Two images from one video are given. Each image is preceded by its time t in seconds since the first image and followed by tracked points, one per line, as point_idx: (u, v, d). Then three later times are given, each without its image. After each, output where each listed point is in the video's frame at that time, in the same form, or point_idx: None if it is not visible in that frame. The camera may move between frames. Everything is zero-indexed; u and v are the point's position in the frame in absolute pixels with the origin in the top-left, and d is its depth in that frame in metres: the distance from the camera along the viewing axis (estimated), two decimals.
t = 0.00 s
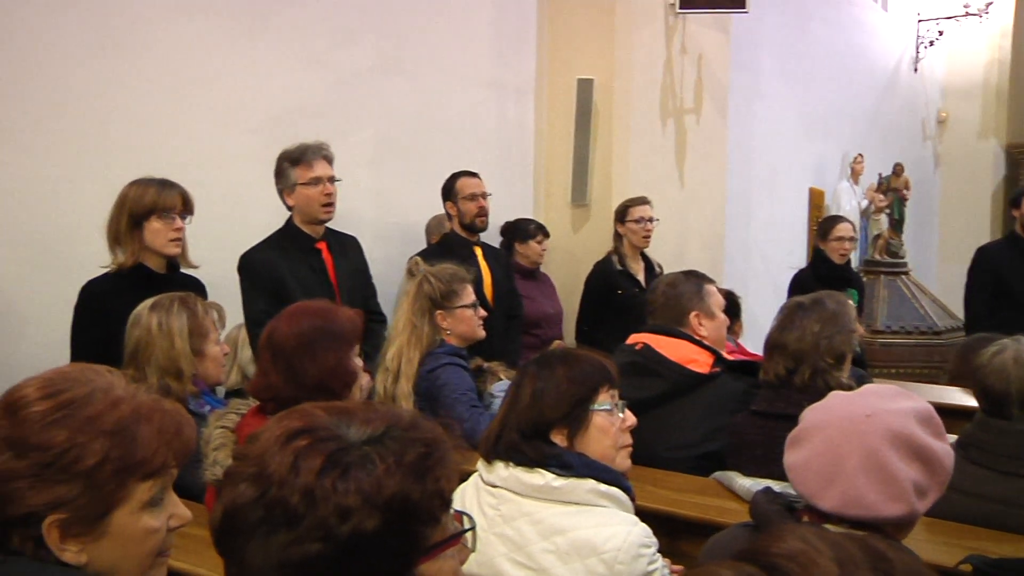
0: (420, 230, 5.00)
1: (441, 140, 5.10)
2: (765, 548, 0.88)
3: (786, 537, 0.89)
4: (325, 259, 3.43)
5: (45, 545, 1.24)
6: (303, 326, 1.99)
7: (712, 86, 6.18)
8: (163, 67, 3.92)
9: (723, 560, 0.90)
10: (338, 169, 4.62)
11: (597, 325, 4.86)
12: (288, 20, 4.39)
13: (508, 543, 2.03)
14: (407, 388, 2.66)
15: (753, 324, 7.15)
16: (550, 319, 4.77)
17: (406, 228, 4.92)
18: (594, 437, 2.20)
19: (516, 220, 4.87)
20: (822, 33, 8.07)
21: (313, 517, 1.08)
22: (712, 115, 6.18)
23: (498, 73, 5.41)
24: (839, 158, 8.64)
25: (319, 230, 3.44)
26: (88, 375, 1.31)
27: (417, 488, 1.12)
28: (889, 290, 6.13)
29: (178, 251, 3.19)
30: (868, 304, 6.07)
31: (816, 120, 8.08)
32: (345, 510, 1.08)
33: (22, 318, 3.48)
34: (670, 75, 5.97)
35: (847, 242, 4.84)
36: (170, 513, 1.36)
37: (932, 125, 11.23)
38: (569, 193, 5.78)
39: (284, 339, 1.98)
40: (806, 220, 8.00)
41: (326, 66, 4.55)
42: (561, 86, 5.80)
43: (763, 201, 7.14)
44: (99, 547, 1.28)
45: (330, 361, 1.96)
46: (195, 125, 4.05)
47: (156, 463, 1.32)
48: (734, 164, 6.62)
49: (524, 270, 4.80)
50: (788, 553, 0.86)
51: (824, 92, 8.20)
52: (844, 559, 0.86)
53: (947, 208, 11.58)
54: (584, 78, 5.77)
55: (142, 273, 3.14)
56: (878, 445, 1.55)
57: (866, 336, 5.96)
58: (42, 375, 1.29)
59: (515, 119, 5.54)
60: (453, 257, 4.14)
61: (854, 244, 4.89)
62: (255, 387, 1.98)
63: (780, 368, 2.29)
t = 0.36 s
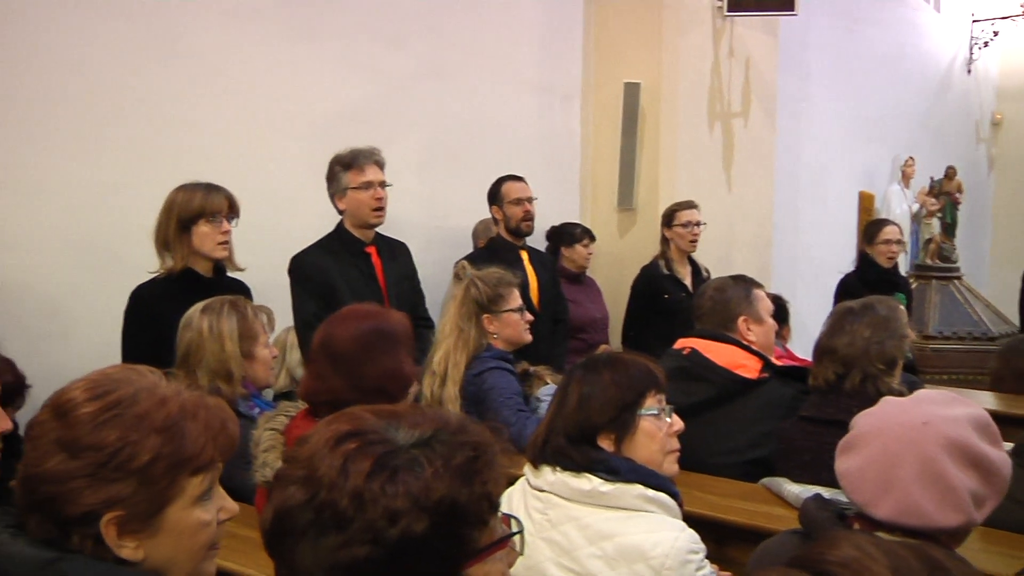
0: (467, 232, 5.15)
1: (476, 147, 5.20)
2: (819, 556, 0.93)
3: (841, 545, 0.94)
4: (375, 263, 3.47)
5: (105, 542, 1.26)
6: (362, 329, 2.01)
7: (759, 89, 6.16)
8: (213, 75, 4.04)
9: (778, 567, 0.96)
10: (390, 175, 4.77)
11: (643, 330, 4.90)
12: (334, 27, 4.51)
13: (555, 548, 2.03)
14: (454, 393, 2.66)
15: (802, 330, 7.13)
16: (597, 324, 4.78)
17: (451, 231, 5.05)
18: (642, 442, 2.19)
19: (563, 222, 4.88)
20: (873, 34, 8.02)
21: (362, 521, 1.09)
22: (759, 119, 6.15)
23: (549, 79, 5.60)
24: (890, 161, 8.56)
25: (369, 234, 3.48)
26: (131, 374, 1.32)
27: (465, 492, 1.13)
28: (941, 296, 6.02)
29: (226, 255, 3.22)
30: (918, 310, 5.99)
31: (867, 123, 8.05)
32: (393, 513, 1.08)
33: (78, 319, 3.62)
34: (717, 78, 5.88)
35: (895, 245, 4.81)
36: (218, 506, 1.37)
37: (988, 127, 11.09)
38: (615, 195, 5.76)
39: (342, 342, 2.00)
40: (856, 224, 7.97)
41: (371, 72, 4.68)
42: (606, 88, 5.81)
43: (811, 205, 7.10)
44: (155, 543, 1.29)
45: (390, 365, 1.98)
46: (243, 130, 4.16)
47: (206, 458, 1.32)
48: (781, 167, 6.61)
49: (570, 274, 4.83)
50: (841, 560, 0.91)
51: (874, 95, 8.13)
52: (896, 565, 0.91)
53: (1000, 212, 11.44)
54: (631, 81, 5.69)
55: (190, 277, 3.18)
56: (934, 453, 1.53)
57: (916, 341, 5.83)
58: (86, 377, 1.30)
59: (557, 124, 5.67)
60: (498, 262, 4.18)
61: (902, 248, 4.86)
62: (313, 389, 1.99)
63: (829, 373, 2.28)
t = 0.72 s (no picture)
0: (514, 236, 5.17)
1: (524, 151, 5.22)
2: (874, 562, 0.97)
3: (895, 553, 0.98)
4: (421, 269, 3.50)
5: (157, 542, 1.27)
6: (415, 332, 2.20)
7: (808, 92, 6.16)
8: (265, 80, 4.11)
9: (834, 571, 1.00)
10: (439, 179, 4.81)
11: (692, 335, 4.88)
12: (384, 33, 4.56)
13: (602, 554, 2.03)
14: (500, 396, 2.69)
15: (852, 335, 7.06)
16: (643, 327, 4.79)
17: (498, 235, 5.08)
18: (690, 448, 2.18)
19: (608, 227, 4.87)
20: (925, 35, 7.91)
21: (411, 523, 1.09)
22: (808, 121, 6.16)
23: (590, 80, 5.55)
24: (941, 165, 8.44)
25: (416, 238, 3.51)
26: (173, 376, 1.34)
27: (513, 496, 1.13)
28: (995, 301, 5.89)
29: (274, 259, 3.26)
30: (971, 313, 5.82)
31: (918, 125, 7.95)
32: (441, 516, 1.08)
33: (129, 321, 3.69)
34: (766, 82, 5.86)
35: (944, 248, 4.76)
36: (265, 500, 1.37)
37: None
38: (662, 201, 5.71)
39: (400, 346, 2.18)
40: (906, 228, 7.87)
41: (419, 76, 4.71)
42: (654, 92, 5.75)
43: (860, 208, 7.03)
44: (206, 540, 1.30)
45: (450, 367, 2.17)
46: (293, 135, 4.22)
47: (252, 454, 1.33)
48: (830, 170, 6.55)
49: (616, 278, 4.82)
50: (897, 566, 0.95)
51: (925, 96, 8.02)
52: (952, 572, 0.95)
53: None
54: (677, 85, 5.67)
55: (239, 280, 3.22)
56: (1009, 469, 1.47)
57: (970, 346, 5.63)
58: (129, 379, 1.32)
59: (605, 127, 5.64)
60: (545, 266, 4.20)
61: (951, 251, 4.80)
62: (374, 394, 2.16)
63: (881, 378, 2.28)
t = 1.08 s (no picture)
0: (554, 238, 5.18)
1: (565, 154, 5.21)
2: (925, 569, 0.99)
3: (945, 561, 1.00)
4: (458, 272, 3.52)
5: (206, 542, 1.28)
6: (457, 335, 2.21)
7: (849, 94, 6.07)
8: (305, 84, 4.15)
9: None
10: (478, 181, 4.84)
11: (734, 339, 4.85)
12: (424, 36, 4.58)
13: (644, 558, 2.02)
14: (540, 399, 2.70)
15: (896, 339, 6.99)
16: (683, 331, 4.77)
17: (538, 238, 5.08)
18: (733, 453, 2.17)
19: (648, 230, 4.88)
20: (972, 33, 7.77)
21: (453, 526, 1.09)
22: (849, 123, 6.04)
23: (630, 81, 5.53)
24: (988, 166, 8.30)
25: (451, 241, 3.53)
26: (219, 376, 1.35)
27: (555, 499, 1.13)
28: None
29: (316, 261, 3.29)
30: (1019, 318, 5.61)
31: (965, 125, 7.83)
32: (484, 519, 1.08)
33: (173, 323, 3.75)
34: (807, 83, 5.78)
35: (988, 249, 4.72)
36: (308, 500, 1.39)
37: None
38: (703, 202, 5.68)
39: (441, 348, 2.19)
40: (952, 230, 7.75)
41: (459, 79, 4.73)
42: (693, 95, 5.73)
43: (904, 211, 6.94)
44: (253, 540, 1.31)
45: (491, 369, 2.18)
46: (334, 138, 4.25)
47: (298, 456, 1.34)
48: (873, 172, 6.48)
49: (657, 281, 4.81)
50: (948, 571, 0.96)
51: (972, 96, 7.89)
52: None
53: None
54: (719, 87, 5.63)
55: (281, 282, 3.25)
56: None
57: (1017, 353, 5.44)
58: (176, 380, 1.34)
59: (645, 129, 5.61)
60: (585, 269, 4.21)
61: (995, 253, 4.75)
62: (415, 396, 2.17)
63: (925, 384, 2.28)
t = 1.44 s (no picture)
0: (588, 239, 5.17)
1: (598, 155, 5.20)
2: None
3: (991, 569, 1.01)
4: (486, 272, 3.52)
5: (245, 540, 1.29)
6: (490, 335, 2.21)
7: (889, 92, 5.98)
8: (337, 85, 4.17)
9: None
10: (509, 181, 4.84)
11: (769, 339, 4.85)
12: (456, 37, 4.59)
13: (678, 558, 2.01)
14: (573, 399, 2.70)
15: (932, 341, 6.91)
16: (717, 332, 4.75)
17: (571, 238, 5.08)
18: (767, 454, 2.16)
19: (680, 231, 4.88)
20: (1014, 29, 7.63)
21: (487, 526, 1.09)
22: (888, 122, 5.96)
23: (663, 82, 5.52)
24: None
25: (480, 241, 3.53)
26: (255, 375, 1.35)
27: (588, 499, 1.13)
28: None
29: (352, 261, 3.31)
30: None
31: (1005, 124, 7.70)
32: (517, 519, 1.09)
33: (209, 322, 3.80)
34: (843, 83, 5.74)
35: None
36: (343, 499, 1.40)
37: None
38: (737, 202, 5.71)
39: (475, 349, 2.19)
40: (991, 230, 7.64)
41: (491, 80, 4.74)
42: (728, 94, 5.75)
43: (941, 210, 6.86)
44: (290, 538, 1.33)
45: (523, 369, 2.18)
46: (368, 139, 4.28)
47: (334, 455, 1.35)
48: (909, 171, 6.42)
49: (689, 281, 4.82)
50: None
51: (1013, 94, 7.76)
52: None
53: None
54: (753, 87, 5.66)
55: (318, 282, 3.27)
56: None
57: None
58: (213, 378, 1.34)
59: (679, 128, 5.63)
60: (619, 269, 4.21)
61: None
62: (447, 396, 2.18)
63: (964, 386, 2.26)
